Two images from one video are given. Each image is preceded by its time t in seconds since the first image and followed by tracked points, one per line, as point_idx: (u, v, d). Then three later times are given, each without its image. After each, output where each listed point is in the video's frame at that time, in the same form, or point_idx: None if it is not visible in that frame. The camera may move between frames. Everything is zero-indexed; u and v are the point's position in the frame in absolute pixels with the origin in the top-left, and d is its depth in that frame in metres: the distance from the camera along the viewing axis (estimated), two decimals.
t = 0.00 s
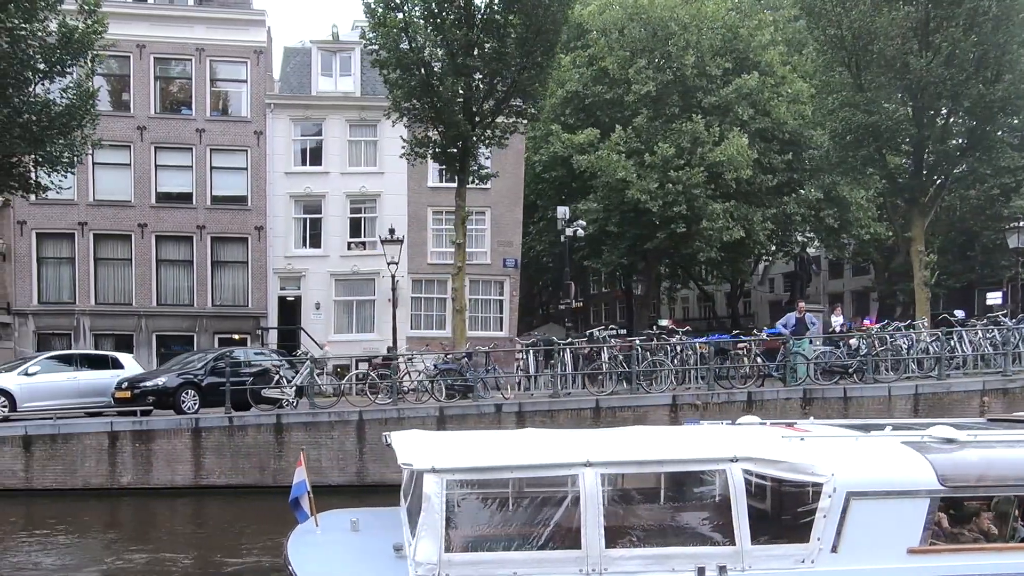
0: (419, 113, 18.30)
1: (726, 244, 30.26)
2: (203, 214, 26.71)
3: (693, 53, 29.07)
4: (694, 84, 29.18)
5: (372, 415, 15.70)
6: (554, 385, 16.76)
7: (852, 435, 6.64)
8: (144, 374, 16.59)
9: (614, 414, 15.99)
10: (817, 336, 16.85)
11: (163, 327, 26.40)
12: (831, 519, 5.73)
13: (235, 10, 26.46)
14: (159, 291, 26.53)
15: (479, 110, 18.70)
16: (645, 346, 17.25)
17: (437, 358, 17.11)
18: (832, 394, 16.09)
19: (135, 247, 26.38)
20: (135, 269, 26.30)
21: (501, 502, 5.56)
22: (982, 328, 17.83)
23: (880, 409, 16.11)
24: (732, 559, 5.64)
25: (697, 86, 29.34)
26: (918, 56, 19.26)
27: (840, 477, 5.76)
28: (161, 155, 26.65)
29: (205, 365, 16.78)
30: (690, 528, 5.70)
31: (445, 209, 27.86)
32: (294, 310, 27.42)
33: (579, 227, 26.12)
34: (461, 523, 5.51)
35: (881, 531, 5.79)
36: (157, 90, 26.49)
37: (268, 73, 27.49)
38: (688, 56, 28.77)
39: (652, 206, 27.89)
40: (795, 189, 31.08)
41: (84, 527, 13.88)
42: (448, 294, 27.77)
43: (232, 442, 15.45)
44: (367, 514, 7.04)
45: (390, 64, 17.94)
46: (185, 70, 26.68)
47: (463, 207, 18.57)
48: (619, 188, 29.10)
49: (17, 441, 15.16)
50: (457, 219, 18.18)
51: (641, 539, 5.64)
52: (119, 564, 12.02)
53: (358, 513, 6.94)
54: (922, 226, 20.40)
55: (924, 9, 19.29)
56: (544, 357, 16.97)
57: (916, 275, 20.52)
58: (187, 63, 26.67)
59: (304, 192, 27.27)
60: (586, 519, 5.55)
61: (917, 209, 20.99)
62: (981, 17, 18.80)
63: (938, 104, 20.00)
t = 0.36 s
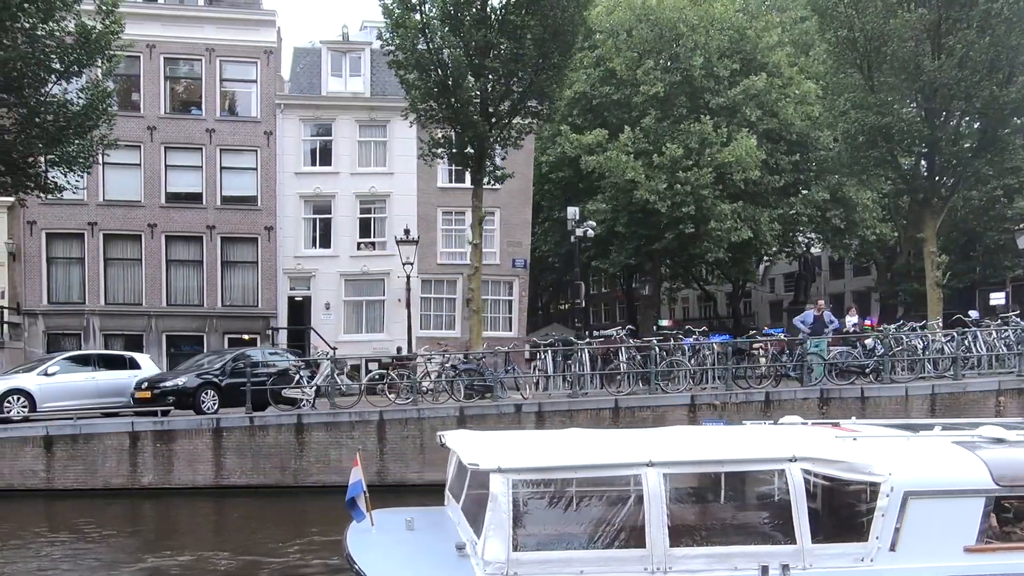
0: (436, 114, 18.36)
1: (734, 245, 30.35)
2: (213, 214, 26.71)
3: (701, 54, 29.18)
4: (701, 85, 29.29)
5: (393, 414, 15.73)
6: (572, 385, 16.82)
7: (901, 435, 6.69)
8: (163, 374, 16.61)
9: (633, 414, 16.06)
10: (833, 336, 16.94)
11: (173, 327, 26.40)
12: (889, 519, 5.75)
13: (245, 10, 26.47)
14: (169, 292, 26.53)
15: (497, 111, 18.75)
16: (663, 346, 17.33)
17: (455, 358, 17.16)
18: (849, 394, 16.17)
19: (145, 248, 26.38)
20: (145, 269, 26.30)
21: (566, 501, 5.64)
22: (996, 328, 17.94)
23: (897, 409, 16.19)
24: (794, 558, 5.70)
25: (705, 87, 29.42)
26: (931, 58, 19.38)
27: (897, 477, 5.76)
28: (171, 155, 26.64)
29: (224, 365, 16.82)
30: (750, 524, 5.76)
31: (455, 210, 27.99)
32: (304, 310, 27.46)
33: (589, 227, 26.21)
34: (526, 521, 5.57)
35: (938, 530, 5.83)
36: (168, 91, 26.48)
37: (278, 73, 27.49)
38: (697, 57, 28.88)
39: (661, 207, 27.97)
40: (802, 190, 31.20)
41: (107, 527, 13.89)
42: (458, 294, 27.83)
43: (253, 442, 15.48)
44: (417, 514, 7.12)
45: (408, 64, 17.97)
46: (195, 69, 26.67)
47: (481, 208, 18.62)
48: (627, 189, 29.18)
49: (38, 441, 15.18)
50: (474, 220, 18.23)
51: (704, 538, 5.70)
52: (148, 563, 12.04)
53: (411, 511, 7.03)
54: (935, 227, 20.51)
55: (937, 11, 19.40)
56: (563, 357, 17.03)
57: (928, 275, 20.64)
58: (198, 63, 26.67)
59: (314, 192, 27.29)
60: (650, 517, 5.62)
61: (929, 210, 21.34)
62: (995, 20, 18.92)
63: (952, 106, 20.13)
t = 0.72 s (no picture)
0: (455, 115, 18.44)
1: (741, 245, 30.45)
2: (223, 213, 26.70)
3: (709, 55, 29.31)
4: (709, 86, 29.36)
5: (414, 413, 15.81)
6: (591, 384, 16.93)
7: (953, 435, 6.74)
8: (183, 374, 16.63)
9: (652, 414, 16.16)
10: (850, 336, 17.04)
11: (184, 327, 26.40)
12: (947, 516, 5.80)
13: (255, 11, 26.49)
14: (179, 291, 26.54)
15: (515, 112, 18.81)
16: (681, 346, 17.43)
17: (474, 358, 17.26)
18: (867, 394, 16.29)
19: (155, 248, 26.37)
20: (156, 269, 26.30)
21: (632, 500, 5.72)
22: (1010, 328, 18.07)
23: (915, 408, 16.29)
24: (854, 555, 5.77)
25: (712, 88, 29.51)
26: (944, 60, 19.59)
27: (954, 476, 5.83)
28: (181, 155, 26.63)
29: (243, 365, 16.85)
30: (812, 521, 5.83)
31: (465, 210, 28.14)
32: (315, 310, 27.52)
33: (599, 228, 26.32)
34: (593, 520, 5.63)
35: (996, 528, 5.86)
36: (178, 91, 26.48)
37: (288, 73, 27.50)
38: (705, 59, 29.00)
39: (669, 207, 28.07)
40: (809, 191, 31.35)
41: (131, 527, 13.91)
42: (467, 294, 27.89)
43: (276, 442, 15.54)
44: (468, 512, 7.20)
45: (427, 65, 18.05)
46: (205, 69, 26.67)
47: (498, 208, 18.68)
48: (635, 189, 29.27)
49: (61, 441, 15.20)
50: (491, 221, 18.28)
51: (767, 536, 5.77)
52: (178, 563, 12.10)
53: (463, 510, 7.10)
54: (946, 228, 20.65)
55: (952, 13, 19.81)
56: (581, 357, 17.13)
57: (940, 276, 20.78)
58: (208, 63, 26.68)
59: (324, 192, 27.34)
60: (715, 516, 5.69)
61: (940, 212, 21.45)
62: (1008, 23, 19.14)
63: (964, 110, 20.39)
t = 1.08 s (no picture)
0: (476, 115, 18.53)
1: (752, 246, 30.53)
2: (237, 214, 26.76)
3: (721, 56, 29.40)
4: (720, 86, 29.40)
5: (439, 413, 15.90)
6: (613, 384, 17.02)
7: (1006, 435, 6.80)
8: (207, 374, 16.69)
9: (675, 413, 16.24)
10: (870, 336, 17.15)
11: (197, 327, 26.45)
12: (1010, 513, 5.84)
13: (269, 11, 26.54)
14: (193, 291, 26.59)
15: (537, 112, 18.86)
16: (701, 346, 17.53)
17: (496, 358, 17.34)
18: (888, 393, 16.39)
19: (169, 247, 26.42)
20: (169, 269, 26.35)
21: (700, 497, 5.79)
22: None
23: (936, 407, 16.38)
24: (919, 552, 5.81)
25: (723, 89, 29.58)
26: (960, 62, 19.79)
27: (1016, 473, 5.88)
28: (195, 155, 26.67)
29: (267, 365, 16.93)
30: (876, 518, 5.90)
31: (477, 210, 28.21)
32: (328, 310, 27.58)
33: (612, 228, 26.40)
34: (663, 517, 5.70)
35: None
36: (191, 91, 26.52)
37: (301, 73, 27.54)
38: (717, 60, 29.08)
39: (681, 208, 28.14)
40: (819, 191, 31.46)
41: (161, 526, 13.97)
42: (480, 294, 27.96)
43: (301, 442, 15.61)
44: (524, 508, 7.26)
45: (450, 65, 18.18)
46: (219, 69, 26.71)
47: (518, 209, 18.75)
48: (647, 190, 29.34)
49: (87, 440, 15.25)
50: (512, 221, 18.35)
51: (833, 532, 5.83)
52: (213, 561, 12.16)
53: (518, 506, 7.19)
54: (962, 229, 20.77)
55: (968, 14, 19.96)
56: (603, 357, 17.23)
57: (955, 276, 20.89)
58: (221, 63, 26.72)
59: (338, 192, 27.41)
60: (782, 513, 5.76)
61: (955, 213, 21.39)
62: None
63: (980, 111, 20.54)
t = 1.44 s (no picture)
0: (498, 115, 18.61)
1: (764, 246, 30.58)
2: (252, 214, 26.81)
3: (734, 57, 29.46)
4: (733, 87, 29.46)
5: (464, 413, 15.98)
6: (636, 383, 17.10)
7: None
8: (232, 374, 16.77)
9: (699, 413, 16.31)
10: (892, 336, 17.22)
11: (213, 327, 26.49)
12: None
13: (285, 12, 26.61)
14: (208, 291, 26.63)
15: (558, 113, 18.91)
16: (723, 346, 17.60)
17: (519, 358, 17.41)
18: (911, 393, 16.47)
19: (185, 248, 26.46)
20: (185, 269, 26.39)
21: (768, 495, 5.87)
22: None
23: (958, 407, 16.46)
24: (984, 548, 5.87)
25: (736, 89, 29.64)
26: (976, 62, 20.05)
27: None
28: (210, 156, 26.72)
29: (291, 366, 17.02)
30: (943, 513, 5.96)
31: (491, 211, 28.29)
32: (343, 310, 27.64)
33: (627, 228, 26.46)
34: (734, 514, 5.78)
35: None
36: (206, 91, 26.56)
37: (316, 74, 27.60)
38: (730, 60, 29.14)
39: (695, 208, 28.18)
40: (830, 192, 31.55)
41: (191, 525, 14.02)
42: (494, 294, 28.02)
43: (327, 441, 15.69)
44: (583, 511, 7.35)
45: (474, 66, 18.27)
46: (233, 70, 26.74)
47: (540, 209, 18.82)
48: (660, 190, 29.38)
49: (115, 440, 15.31)
50: (533, 221, 18.42)
51: (900, 529, 5.89)
52: (249, 559, 12.24)
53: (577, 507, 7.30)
54: (979, 228, 20.87)
55: (986, 15, 20.18)
56: (625, 356, 17.31)
57: (972, 276, 20.97)
58: (237, 63, 26.78)
59: (353, 192, 27.49)
60: (850, 510, 5.84)
61: (973, 212, 21.69)
62: None
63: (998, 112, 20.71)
